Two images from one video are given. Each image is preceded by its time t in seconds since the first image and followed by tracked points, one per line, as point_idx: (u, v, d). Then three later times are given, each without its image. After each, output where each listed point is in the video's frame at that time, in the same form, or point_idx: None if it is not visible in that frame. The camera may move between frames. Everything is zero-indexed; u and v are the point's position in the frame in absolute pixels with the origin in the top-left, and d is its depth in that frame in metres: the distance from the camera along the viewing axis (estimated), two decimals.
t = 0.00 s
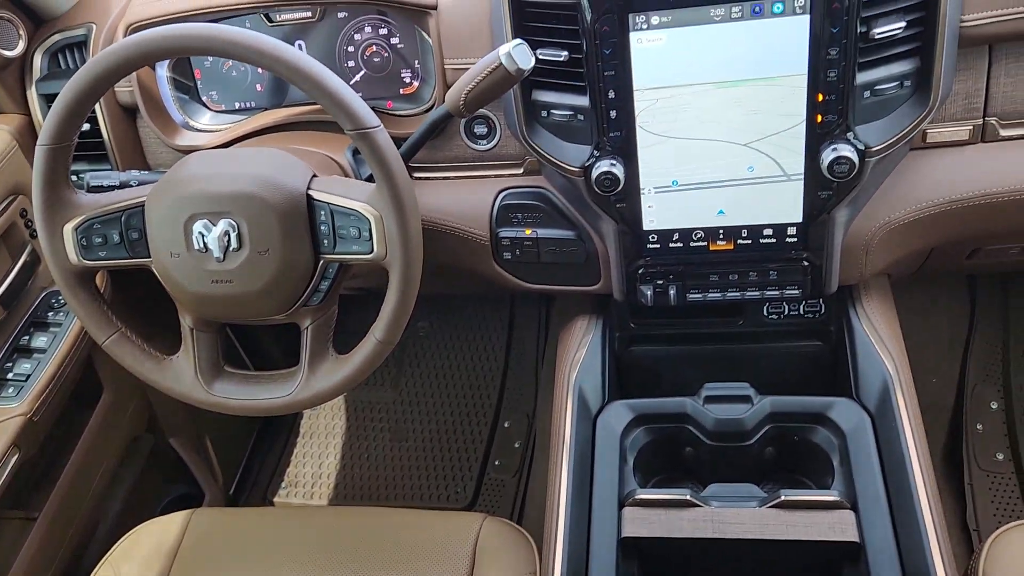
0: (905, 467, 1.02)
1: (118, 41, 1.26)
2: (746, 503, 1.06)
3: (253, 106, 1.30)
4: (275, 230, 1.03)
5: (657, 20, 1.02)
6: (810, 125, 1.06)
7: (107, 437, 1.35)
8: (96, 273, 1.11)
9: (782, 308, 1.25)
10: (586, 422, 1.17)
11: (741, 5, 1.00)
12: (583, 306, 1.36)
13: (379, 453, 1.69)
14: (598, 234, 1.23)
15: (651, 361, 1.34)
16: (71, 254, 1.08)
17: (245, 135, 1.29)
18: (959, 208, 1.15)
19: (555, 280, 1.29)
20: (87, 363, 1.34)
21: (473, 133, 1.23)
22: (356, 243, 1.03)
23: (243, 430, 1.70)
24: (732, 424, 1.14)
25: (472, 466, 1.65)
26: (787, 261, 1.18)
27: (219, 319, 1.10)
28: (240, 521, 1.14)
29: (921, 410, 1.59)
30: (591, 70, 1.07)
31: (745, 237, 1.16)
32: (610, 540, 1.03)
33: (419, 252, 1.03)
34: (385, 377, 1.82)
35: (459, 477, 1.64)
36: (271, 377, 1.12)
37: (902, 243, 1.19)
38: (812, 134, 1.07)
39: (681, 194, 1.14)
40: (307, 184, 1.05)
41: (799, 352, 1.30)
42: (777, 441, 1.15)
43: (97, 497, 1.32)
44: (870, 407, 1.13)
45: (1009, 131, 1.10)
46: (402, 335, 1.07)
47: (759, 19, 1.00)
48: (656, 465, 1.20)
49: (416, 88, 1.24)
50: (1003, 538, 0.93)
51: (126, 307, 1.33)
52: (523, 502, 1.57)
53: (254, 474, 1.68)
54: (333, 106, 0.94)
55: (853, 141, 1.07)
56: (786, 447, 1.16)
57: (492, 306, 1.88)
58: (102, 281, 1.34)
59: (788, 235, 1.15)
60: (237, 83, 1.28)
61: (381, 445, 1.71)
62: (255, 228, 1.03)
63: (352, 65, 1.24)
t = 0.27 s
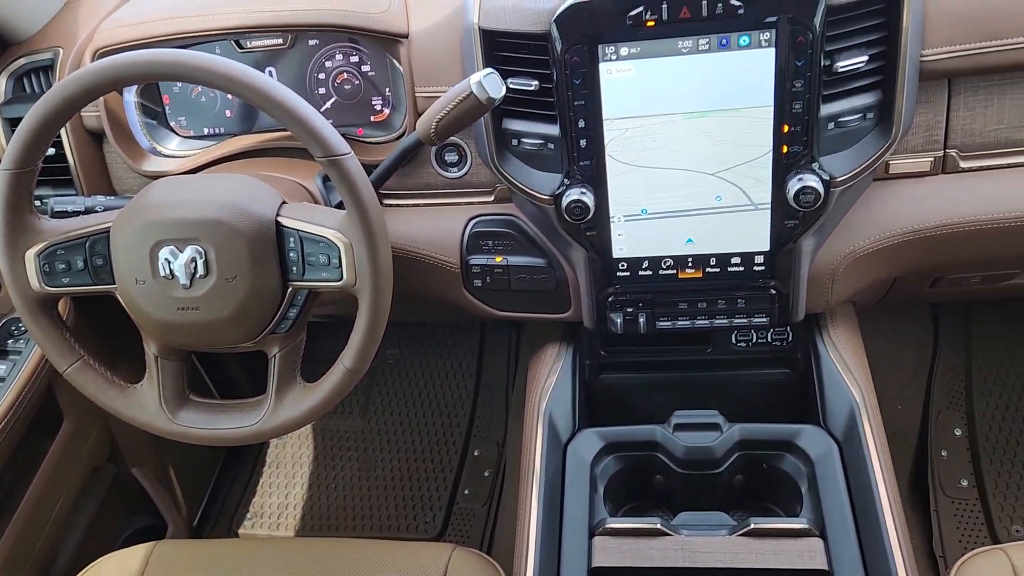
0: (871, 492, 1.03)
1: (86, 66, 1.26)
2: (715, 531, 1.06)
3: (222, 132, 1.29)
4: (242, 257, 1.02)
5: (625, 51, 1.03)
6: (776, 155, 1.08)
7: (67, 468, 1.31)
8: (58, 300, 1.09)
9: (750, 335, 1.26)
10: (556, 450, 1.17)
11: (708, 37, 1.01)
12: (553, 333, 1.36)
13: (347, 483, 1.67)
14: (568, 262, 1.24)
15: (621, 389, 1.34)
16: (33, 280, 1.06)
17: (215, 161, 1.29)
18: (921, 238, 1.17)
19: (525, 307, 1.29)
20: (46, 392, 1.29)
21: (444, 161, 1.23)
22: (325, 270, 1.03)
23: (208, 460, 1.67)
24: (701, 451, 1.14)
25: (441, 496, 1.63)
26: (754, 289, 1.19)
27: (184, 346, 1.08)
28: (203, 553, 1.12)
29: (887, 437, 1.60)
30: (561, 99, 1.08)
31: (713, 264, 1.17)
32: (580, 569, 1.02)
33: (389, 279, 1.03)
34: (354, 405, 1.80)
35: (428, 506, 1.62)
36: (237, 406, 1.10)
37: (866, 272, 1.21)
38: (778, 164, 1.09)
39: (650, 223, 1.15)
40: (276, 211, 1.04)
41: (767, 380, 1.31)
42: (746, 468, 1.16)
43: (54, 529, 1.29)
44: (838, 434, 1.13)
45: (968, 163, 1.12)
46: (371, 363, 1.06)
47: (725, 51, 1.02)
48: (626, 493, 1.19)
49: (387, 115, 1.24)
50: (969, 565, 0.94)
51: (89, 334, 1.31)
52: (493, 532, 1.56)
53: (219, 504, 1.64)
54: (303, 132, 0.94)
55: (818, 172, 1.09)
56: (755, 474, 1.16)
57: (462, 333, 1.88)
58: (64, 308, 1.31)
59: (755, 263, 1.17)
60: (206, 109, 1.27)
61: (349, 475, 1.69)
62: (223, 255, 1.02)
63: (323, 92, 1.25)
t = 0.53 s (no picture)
0: (837, 517, 1.04)
1: (49, 84, 1.24)
2: (683, 555, 1.05)
3: (188, 152, 1.27)
4: (207, 279, 1.01)
5: (594, 76, 1.04)
6: (741, 180, 1.09)
7: (22, 494, 1.28)
8: (16, 321, 1.07)
9: (717, 358, 1.27)
10: (523, 474, 1.16)
11: (674, 63, 1.03)
12: (522, 356, 1.35)
13: (312, 508, 1.65)
14: (536, 284, 1.24)
15: (589, 412, 1.34)
16: None
17: (181, 180, 1.27)
18: (883, 262, 1.19)
19: (494, 330, 1.29)
20: None
21: (413, 184, 1.23)
22: (291, 292, 1.02)
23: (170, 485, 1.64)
24: (669, 474, 1.14)
25: (408, 520, 1.61)
26: (721, 312, 1.20)
27: (146, 370, 1.07)
28: None
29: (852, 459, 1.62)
30: (530, 122, 1.09)
31: (680, 287, 1.18)
32: None
33: (356, 301, 1.02)
34: (320, 429, 1.78)
35: (395, 531, 1.60)
36: (199, 430, 1.09)
37: (830, 296, 1.23)
38: (744, 189, 1.10)
39: (618, 246, 1.16)
40: (243, 232, 1.03)
41: (734, 403, 1.32)
42: (713, 491, 1.16)
43: (8, 558, 1.25)
44: (804, 457, 1.14)
45: (928, 189, 1.15)
46: (337, 386, 1.05)
47: (691, 77, 1.03)
48: (593, 517, 1.19)
49: (356, 136, 1.24)
50: None
51: (48, 357, 1.28)
52: (460, 557, 1.54)
53: (180, 531, 1.61)
54: (270, 153, 0.93)
55: (783, 196, 1.10)
56: (722, 497, 1.16)
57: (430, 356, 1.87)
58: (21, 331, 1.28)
59: (722, 286, 1.18)
60: (172, 128, 1.26)
61: (314, 500, 1.66)
62: (187, 276, 1.01)
63: (291, 113, 1.24)
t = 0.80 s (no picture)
0: (801, 534, 1.04)
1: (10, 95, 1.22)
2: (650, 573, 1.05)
3: (154, 166, 1.26)
4: (170, 294, 1.00)
5: (562, 95, 1.05)
6: (707, 199, 1.10)
7: None
8: None
9: (683, 376, 1.27)
10: (490, 492, 1.15)
11: (642, 83, 1.04)
12: (489, 373, 1.35)
13: (276, 528, 1.62)
14: (504, 301, 1.24)
15: (556, 430, 1.34)
16: None
17: (145, 195, 1.25)
18: (846, 281, 1.20)
19: (461, 347, 1.28)
20: None
21: (380, 201, 1.22)
22: (256, 308, 1.01)
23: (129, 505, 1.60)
24: (635, 492, 1.14)
25: (373, 540, 1.59)
26: (687, 330, 1.21)
27: (106, 387, 1.04)
28: None
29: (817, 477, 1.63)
30: (498, 140, 1.09)
31: (647, 305, 1.18)
32: None
33: (322, 318, 1.01)
34: (285, 447, 1.76)
35: (359, 551, 1.58)
36: (160, 449, 1.06)
37: (795, 315, 1.24)
38: (710, 208, 1.11)
39: (586, 264, 1.16)
40: (206, 248, 1.02)
41: (700, 421, 1.32)
42: (679, 509, 1.16)
43: None
44: (769, 474, 1.15)
45: (890, 210, 1.17)
46: (301, 404, 1.03)
47: (657, 97, 1.04)
48: (560, 535, 1.18)
49: (323, 152, 1.23)
50: None
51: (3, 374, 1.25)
52: None
53: (139, 552, 1.58)
54: (234, 167, 0.93)
55: (748, 216, 1.11)
56: (688, 514, 1.16)
57: (398, 374, 1.86)
58: None
59: (688, 304, 1.18)
60: (136, 143, 1.25)
61: (278, 520, 1.64)
62: (149, 292, 0.99)
63: (258, 128, 1.24)
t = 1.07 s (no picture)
0: (766, 548, 1.05)
1: None
2: None
3: (115, 174, 1.24)
4: (129, 305, 0.98)
5: (529, 107, 1.05)
6: (673, 212, 1.11)
7: None
8: None
9: (650, 388, 1.28)
10: (455, 506, 1.15)
11: (609, 97, 1.04)
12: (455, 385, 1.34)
13: (239, 542, 1.60)
14: (471, 313, 1.23)
15: (522, 442, 1.34)
16: None
17: (107, 204, 1.24)
18: (809, 295, 1.22)
19: (427, 359, 1.28)
20: None
21: (347, 212, 1.21)
22: (218, 319, 0.99)
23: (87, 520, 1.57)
24: (601, 505, 1.14)
25: (338, 554, 1.57)
26: (653, 342, 1.21)
27: (63, 399, 1.03)
28: None
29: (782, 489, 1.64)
30: (466, 152, 1.09)
31: (614, 318, 1.19)
32: None
33: (287, 330, 1.00)
34: (249, 460, 1.74)
35: (324, 565, 1.56)
36: (118, 463, 1.04)
37: (759, 328, 1.25)
38: (675, 221, 1.12)
39: (553, 276, 1.16)
40: (168, 258, 1.00)
41: (666, 433, 1.32)
42: (645, 522, 1.16)
43: None
44: (734, 486, 1.16)
45: (852, 224, 1.18)
46: (264, 417, 1.02)
47: (624, 111, 1.05)
48: (526, 549, 1.18)
49: (290, 162, 1.22)
50: None
51: None
52: None
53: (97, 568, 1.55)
54: (198, 176, 0.91)
55: (713, 229, 1.12)
56: (654, 527, 1.16)
57: (365, 386, 1.85)
58: None
59: (654, 316, 1.19)
60: (97, 151, 1.23)
61: (240, 534, 1.61)
62: (108, 303, 0.98)
63: (223, 137, 1.22)
